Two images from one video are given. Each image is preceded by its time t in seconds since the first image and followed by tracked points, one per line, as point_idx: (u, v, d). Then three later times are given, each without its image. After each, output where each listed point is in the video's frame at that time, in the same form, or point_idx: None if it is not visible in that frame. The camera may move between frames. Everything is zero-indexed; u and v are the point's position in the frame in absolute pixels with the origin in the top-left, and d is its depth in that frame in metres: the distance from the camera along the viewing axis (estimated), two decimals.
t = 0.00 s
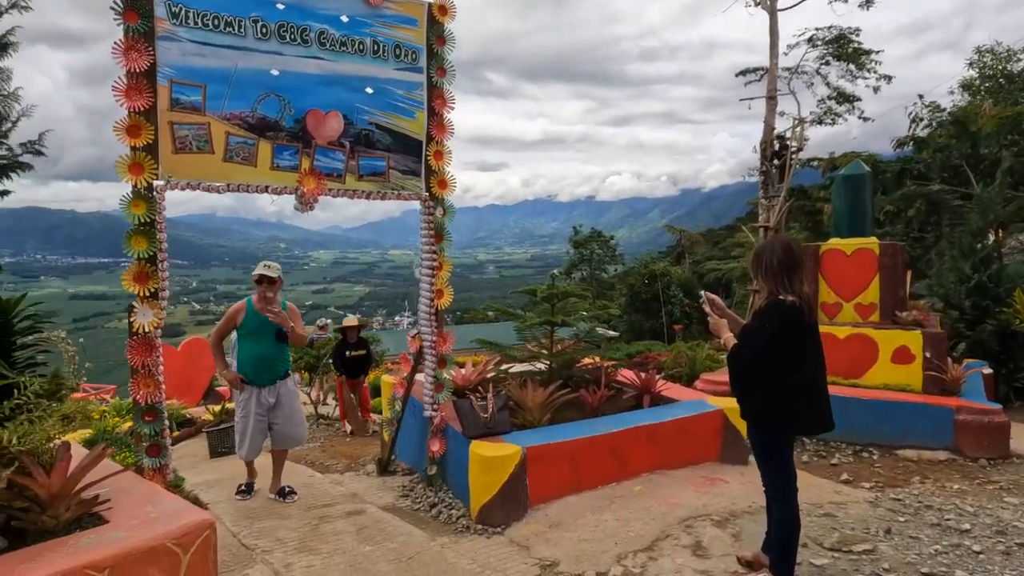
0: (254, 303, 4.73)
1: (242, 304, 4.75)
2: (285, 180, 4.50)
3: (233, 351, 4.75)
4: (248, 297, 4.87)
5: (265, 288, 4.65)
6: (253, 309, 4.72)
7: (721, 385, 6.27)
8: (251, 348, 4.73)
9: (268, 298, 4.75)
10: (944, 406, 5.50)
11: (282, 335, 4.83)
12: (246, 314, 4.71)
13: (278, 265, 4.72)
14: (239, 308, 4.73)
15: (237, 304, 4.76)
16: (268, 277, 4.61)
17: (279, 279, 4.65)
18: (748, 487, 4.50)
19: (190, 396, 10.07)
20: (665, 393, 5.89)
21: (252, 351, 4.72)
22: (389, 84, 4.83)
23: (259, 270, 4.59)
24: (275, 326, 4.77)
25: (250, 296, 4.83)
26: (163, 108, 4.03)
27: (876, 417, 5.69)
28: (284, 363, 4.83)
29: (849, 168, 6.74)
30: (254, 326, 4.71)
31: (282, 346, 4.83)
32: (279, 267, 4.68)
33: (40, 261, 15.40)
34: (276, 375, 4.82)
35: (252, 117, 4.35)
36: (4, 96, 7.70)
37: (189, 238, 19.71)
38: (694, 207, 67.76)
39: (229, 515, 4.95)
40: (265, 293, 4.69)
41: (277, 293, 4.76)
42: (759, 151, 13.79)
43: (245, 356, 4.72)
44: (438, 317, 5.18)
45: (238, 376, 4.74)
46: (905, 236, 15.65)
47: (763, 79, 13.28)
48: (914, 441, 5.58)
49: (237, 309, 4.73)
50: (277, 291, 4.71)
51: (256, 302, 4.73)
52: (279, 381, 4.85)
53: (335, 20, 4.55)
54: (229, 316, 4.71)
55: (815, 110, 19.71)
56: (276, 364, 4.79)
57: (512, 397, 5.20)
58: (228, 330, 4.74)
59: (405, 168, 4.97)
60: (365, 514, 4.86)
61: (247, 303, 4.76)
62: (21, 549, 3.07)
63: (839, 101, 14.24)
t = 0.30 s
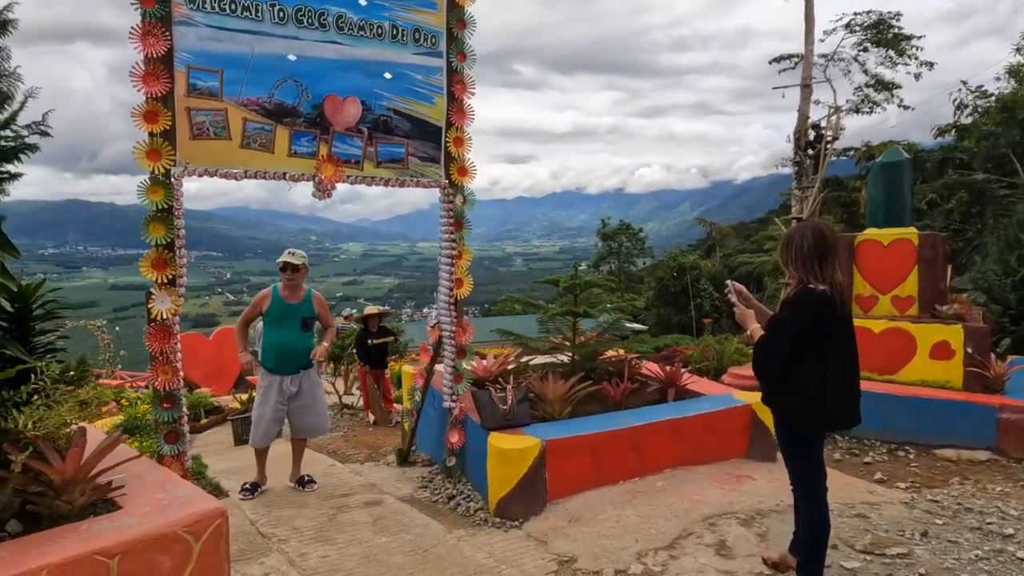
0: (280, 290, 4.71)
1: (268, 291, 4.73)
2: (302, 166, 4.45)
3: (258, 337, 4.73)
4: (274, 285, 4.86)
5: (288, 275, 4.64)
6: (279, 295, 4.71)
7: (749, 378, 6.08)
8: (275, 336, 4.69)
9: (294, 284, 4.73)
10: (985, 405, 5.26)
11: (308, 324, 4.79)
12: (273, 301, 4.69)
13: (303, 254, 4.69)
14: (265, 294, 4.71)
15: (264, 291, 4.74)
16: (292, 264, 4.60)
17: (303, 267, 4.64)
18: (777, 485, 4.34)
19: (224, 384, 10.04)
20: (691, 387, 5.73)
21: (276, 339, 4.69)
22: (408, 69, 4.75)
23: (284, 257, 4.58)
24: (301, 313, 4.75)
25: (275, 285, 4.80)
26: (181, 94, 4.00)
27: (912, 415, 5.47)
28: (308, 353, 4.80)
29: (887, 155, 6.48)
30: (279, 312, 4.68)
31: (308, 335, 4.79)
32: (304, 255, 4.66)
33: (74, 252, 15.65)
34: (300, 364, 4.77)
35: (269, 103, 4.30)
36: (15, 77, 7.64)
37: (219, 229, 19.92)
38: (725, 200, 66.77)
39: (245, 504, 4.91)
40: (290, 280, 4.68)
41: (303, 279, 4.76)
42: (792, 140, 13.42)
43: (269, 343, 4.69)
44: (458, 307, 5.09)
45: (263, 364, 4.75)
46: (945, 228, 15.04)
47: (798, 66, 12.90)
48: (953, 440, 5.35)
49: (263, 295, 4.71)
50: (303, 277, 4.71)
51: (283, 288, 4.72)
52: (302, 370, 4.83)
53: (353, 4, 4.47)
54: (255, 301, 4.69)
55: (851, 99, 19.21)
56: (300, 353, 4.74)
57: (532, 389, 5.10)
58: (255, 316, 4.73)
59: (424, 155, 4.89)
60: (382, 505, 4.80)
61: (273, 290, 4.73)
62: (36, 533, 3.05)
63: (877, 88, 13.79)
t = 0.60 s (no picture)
0: (297, 282, 4.69)
1: (287, 283, 4.71)
2: (319, 159, 4.41)
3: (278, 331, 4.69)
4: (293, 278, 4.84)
5: (304, 268, 4.62)
6: (297, 288, 4.68)
7: (774, 375, 5.92)
8: (299, 330, 4.66)
9: (311, 278, 4.70)
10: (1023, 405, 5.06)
11: (326, 317, 4.77)
12: (291, 293, 4.67)
13: (319, 246, 4.67)
14: (283, 287, 4.69)
15: (282, 283, 4.72)
16: (307, 258, 4.57)
17: (319, 260, 4.61)
18: (802, 485, 4.21)
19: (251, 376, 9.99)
20: (714, 383, 5.60)
21: (300, 333, 4.67)
22: (425, 60, 4.69)
23: (300, 251, 4.55)
24: (319, 307, 4.73)
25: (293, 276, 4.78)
26: (198, 86, 3.99)
27: (945, 415, 5.29)
28: (327, 346, 4.78)
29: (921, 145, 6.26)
30: (297, 305, 4.67)
31: (326, 327, 4.78)
32: (320, 248, 4.62)
33: (106, 245, 15.95)
34: (320, 357, 4.77)
35: (285, 95, 4.26)
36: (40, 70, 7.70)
37: (247, 223, 20.15)
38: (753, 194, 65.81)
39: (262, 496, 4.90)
40: (306, 273, 4.65)
41: (321, 273, 4.72)
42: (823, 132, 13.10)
43: (292, 337, 4.66)
44: (475, 300, 5.03)
45: (283, 358, 4.71)
46: (982, 221, 14.52)
47: (829, 56, 12.58)
48: (988, 441, 5.16)
49: (282, 288, 4.68)
50: (320, 271, 4.68)
51: (300, 281, 4.69)
52: (322, 363, 4.81)
53: None
54: (274, 292, 4.67)
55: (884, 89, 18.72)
56: (320, 346, 4.74)
57: (551, 384, 5.01)
58: (273, 306, 4.71)
59: (441, 147, 4.83)
60: (399, 499, 4.75)
61: (291, 283, 4.71)
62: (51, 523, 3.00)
63: (912, 77, 13.40)
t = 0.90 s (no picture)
0: (310, 277, 4.66)
1: (301, 278, 4.64)
2: (339, 152, 4.38)
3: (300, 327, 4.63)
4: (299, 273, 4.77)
5: (317, 262, 4.61)
6: (312, 283, 4.65)
7: (802, 373, 5.79)
8: (322, 324, 4.65)
9: (323, 272, 4.69)
10: None
11: (342, 310, 4.79)
12: (309, 288, 4.62)
13: (329, 239, 4.68)
14: (298, 281, 4.62)
15: (294, 278, 4.66)
16: (319, 251, 4.57)
17: (331, 254, 4.63)
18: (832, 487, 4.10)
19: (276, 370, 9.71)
20: (739, 381, 5.49)
21: (324, 327, 4.65)
22: (446, 51, 4.64)
23: (313, 245, 4.55)
24: (335, 300, 4.74)
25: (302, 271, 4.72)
26: (218, 79, 3.97)
27: (980, 415, 5.13)
28: (346, 339, 4.79)
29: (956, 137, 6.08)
30: (313, 299, 4.64)
31: (343, 320, 4.79)
32: (331, 241, 4.64)
33: (135, 238, 16.19)
34: (339, 352, 4.76)
35: (305, 88, 4.24)
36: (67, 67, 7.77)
37: (271, 218, 20.31)
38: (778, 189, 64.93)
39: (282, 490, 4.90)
40: (318, 268, 4.64)
41: (332, 267, 4.72)
42: (851, 125, 12.84)
43: (315, 332, 4.63)
44: (496, 296, 4.98)
45: (302, 353, 4.65)
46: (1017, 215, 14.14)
47: (858, 47, 12.31)
48: None
49: (298, 283, 4.61)
50: (331, 265, 4.68)
51: (312, 276, 4.67)
52: (341, 358, 4.80)
53: None
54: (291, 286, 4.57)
55: (915, 80, 18.34)
56: (340, 341, 4.73)
57: (572, 381, 4.94)
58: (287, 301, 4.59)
59: (461, 140, 4.78)
60: (419, 494, 4.72)
61: (305, 277, 4.65)
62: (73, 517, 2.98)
63: (944, 68, 13.06)
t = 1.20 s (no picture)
0: (320, 272, 4.57)
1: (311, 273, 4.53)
2: (362, 144, 4.32)
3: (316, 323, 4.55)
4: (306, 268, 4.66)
5: (325, 257, 4.54)
6: (324, 278, 4.57)
7: (834, 373, 5.63)
8: (338, 320, 4.60)
9: (331, 266, 4.61)
10: None
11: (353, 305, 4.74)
12: (321, 284, 4.53)
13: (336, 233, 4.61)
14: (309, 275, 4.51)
15: (304, 272, 4.53)
16: (328, 245, 4.52)
17: (340, 247, 4.57)
18: (869, 491, 3.96)
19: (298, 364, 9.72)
20: (770, 380, 5.35)
21: (339, 323, 4.60)
22: (471, 42, 4.55)
23: (322, 238, 4.48)
24: (347, 294, 4.68)
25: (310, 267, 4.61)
26: (241, 71, 3.90)
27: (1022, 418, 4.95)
28: (357, 335, 4.75)
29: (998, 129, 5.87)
30: (326, 293, 4.56)
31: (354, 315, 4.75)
32: (339, 235, 4.59)
33: (159, 233, 16.34)
34: (351, 348, 4.71)
35: (329, 79, 4.18)
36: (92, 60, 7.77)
37: (292, 214, 20.40)
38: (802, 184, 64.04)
39: (304, 486, 4.86)
40: (327, 262, 4.56)
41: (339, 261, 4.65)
42: (882, 118, 12.54)
43: (332, 329, 4.57)
44: (520, 291, 4.90)
45: (315, 351, 4.57)
46: None
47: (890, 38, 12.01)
48: None
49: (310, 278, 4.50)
50: (339, 259, 4.61)
51: (321, 271, 4.59)
52: (353, 355, 4.75)
53: None
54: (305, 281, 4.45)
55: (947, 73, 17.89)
56: (353, 336, 4.69)
57: (598, 379, 4.84)
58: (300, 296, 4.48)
59: (486, 132, 4.70)
60: (441, 493, 4.65)
61: (316, 272, 4.56)
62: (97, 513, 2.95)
63: (979, 59, 12.70)
